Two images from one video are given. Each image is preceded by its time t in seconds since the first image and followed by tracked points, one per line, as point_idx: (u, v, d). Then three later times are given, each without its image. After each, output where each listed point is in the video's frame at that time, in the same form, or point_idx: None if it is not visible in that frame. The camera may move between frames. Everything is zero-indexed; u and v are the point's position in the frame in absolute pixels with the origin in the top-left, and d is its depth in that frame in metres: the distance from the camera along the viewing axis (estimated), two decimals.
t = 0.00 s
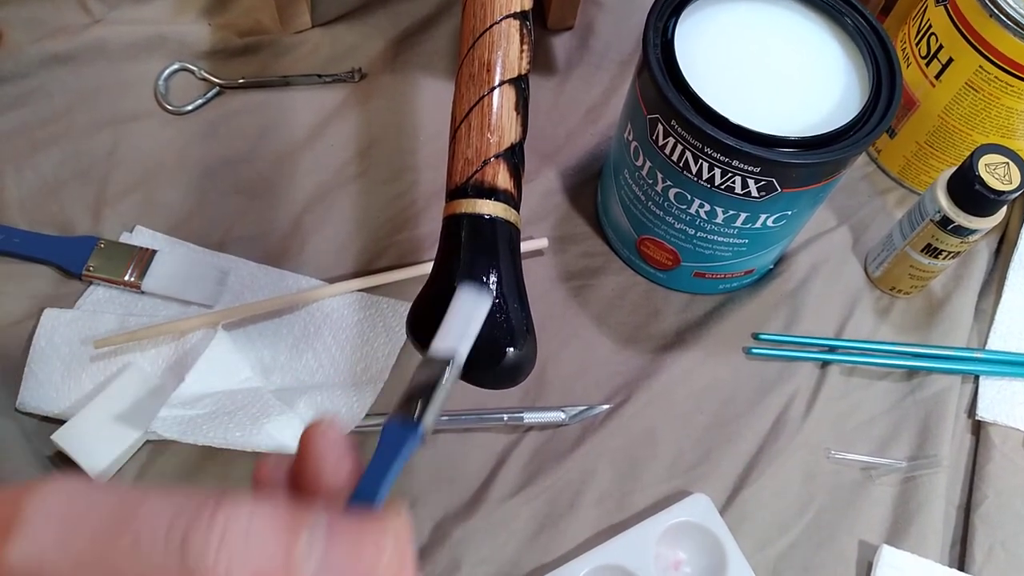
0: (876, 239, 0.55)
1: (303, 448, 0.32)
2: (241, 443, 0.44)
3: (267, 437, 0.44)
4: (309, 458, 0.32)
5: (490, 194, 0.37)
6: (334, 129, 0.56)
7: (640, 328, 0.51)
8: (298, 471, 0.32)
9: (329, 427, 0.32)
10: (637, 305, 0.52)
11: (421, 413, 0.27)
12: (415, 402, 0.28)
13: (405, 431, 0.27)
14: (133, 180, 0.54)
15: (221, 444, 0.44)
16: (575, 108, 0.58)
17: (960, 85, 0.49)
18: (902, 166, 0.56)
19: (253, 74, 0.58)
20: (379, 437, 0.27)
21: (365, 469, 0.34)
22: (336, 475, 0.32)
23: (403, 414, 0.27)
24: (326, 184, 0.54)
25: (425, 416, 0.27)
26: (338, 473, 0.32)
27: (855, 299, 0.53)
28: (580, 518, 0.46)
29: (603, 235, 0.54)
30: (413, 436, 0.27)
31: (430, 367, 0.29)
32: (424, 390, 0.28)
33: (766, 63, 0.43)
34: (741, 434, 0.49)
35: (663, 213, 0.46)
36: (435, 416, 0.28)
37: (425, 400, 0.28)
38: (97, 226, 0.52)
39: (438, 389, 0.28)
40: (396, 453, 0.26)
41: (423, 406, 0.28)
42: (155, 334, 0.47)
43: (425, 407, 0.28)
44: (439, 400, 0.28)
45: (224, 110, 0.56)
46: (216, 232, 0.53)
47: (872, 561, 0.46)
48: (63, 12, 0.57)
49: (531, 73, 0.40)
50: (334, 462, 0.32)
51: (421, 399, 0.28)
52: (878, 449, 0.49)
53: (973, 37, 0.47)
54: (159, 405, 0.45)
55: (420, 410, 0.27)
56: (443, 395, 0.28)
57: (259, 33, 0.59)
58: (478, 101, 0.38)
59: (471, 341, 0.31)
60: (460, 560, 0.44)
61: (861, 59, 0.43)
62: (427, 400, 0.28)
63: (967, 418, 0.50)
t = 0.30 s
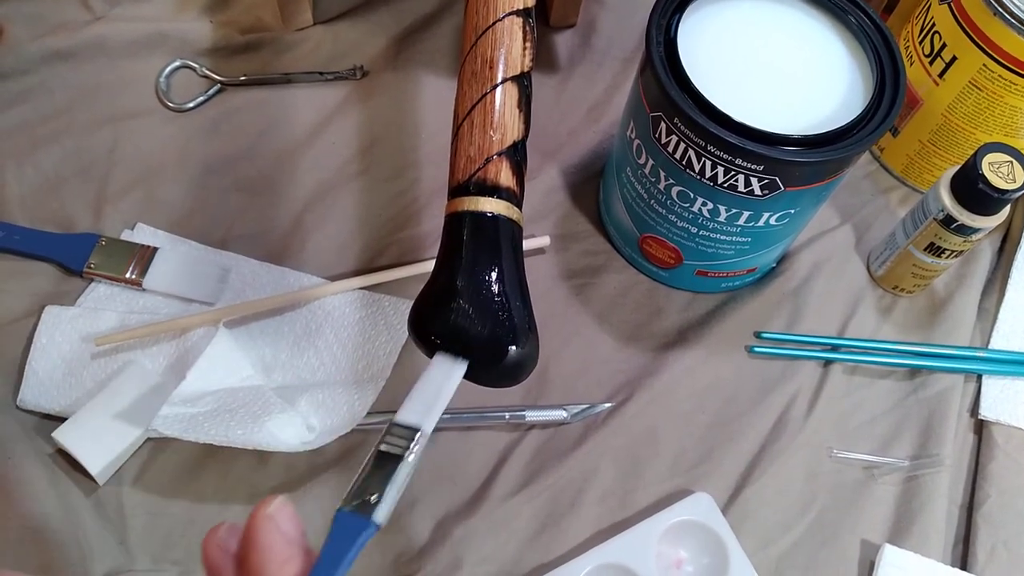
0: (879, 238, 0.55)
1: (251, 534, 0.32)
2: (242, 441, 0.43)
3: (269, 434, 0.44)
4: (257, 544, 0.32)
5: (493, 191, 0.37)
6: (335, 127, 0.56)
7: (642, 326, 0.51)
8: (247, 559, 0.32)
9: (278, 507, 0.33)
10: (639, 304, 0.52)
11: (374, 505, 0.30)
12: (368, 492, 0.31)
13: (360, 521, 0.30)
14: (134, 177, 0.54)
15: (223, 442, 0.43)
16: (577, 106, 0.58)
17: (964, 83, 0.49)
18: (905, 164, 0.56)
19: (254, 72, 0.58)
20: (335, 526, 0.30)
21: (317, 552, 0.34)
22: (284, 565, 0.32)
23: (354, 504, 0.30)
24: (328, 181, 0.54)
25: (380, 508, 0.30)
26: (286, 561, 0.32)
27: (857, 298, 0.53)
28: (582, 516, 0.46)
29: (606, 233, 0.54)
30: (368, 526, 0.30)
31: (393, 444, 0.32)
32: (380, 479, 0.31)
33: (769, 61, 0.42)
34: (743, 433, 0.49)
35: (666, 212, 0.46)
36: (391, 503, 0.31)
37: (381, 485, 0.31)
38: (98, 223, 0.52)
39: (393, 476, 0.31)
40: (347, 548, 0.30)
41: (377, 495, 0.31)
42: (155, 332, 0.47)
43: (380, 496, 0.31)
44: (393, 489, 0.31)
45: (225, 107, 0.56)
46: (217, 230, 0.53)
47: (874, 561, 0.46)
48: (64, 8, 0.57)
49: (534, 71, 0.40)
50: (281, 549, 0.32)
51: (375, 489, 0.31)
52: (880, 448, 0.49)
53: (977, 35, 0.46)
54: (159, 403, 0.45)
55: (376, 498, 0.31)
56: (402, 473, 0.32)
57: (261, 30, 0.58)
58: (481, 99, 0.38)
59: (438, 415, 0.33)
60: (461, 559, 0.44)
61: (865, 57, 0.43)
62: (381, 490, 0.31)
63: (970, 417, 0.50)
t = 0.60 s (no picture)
0: (879, 237, 0.55)
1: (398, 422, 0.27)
2: (242, 440, 0.44)
3: (269, 434, 0.44)
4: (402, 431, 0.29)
5: (494, 192, 0.37)
6: (336, 126, 0.56)
7: (642, 326, 0.51)
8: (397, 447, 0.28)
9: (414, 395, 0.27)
10: (640, 303, 0.52)
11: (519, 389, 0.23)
12: (504, 369, 0.23)
13: (507, 408, 0.23)
14: (134, 177, 0.54)
15: (224, 441, 0.44)
16: (578, 105, 0.58)
17: (965, 83, 0.49)
18: (905, 164, 0.56)
19: (255, 71, 0.57)
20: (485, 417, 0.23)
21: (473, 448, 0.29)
22: (448, 444, 0.27)
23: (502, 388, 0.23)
24: (329, 181, 0.54)
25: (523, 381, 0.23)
26: (450, 455, 0.27)
27: (858, 297, 0.53)
28: (583, 516, 0.46)
29: (607, 233, 0.54)
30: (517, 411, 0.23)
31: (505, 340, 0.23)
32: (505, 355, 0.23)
33: (770, 60, 0.42)
34: (744, 432, 0.49)
35: (666, 211, 0.46)
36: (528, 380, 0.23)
37: (508, 363, 0.23)
38: (98, 222, 0.52)
39: (515, 357, 0.23)
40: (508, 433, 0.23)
41: (515, 376, 0.23)
42: (156, 332, 0.47)
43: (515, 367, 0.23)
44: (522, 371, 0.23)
45: (226, 107, 0.56)
46: (218, 229, 0.53)
47: (875, 560, 0.46)
48: (64, 8, 0.57)
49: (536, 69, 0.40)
50: (437, 433, 0.27)
51: (507, 364, 0.23)
52: (881, 448, 0.49)
53: (978, 34, 0.46)
54: (160, 402, 0.45)
55: (512, 376, 0.23)
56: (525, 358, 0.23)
57: (261, 30, 0.58)
58: (481, 99, 0.38)
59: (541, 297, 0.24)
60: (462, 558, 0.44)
61: (866, 56, 0.43)
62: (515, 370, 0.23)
63: (970, 416, 0.50)
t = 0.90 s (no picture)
0: (878, 238, 0.55)
1: (405, 360, 0.31)
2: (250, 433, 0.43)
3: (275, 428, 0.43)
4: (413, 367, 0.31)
5: (494, 197, 0.36)
6: (335, 128, 0.56)
7: (641, 327, 0.51)
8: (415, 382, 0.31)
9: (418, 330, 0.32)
10: (638, 304, 0.52)
11: (512, 304, 0.31)
12: (502, 296, 0.32)
13: (510, 318, 0.31)
14: (133, 178, 0.54)
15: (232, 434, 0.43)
16: (576, 107, 0.58)
17: (962, 84, 0.49)
18: (903, 165, 0.56)
19: (254, 72, 0.58)
20: (489, 328, 0.31)
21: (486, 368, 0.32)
22: (458, 356, 0.31)
23: (497, 307, 0.31)
24: (328, 182, 0.54)
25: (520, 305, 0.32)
26: (459, 357, 0.31)
27: (856, 298, 0.53)
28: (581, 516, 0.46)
29: (605, 234, 0.54)
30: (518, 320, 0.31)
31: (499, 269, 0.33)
32: (501, 286, 0.32)
33: (768, 61, 0.42)
34: (743, 433, 0.49)
35: (665, 212, 0.46)
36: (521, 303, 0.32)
37: (506, 290, 0.32)
38: (98, 224, 0.52)
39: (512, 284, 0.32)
40: (512, 336, 0.31)
41: (511, 298, 0.32)
42: (155, 334, 0.47)
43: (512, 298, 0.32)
44: (517, 294, 0.32)
45: (225, 109, 0.56)
46: (217, 230, 0.53)
47: (873, 561, 0.46)
48: (64, 10, 0.57)
49: (534, 66, 0.39)
50: (445, 356, 0.31)
51: (505, 292, 0.32)
52: (879, 449, 0.49)
53: (976, 36, 0.47)
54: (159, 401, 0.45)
55: (508, 301, 0.32)
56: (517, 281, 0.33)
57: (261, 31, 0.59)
58: (476, 107, 0.38)
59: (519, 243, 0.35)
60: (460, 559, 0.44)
61: (863, 57, 0.43)
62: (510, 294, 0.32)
63: (969, 417, 0.50)
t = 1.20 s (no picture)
0: (877, 239, 0.55)
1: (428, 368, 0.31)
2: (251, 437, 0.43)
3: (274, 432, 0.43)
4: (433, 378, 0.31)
5: (500, 201, 0.36)
6: (334, 128, 0.56)
7: (640, 328, 0.51)
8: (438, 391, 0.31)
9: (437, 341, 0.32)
10: (637, 305, 0.52)
11: (533, 312, 0.33)
12: (523, 305, 0.34)
13: (531, 325, 0.33)
14: (133, 179, 0.54)
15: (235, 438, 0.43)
16: (575, 108, 0.58)
17: (960, 85, 0.49)
18: (902, 166, 0.56)
19: (254, 73, 0.58)
20: (512, 335, 0.33)
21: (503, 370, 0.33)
22: (480, 363, 0.31)
23: (519, 315, 0.33)
24: (327, 183, 0.54)
25: (541, 312, 0.34)
26: (480, 364, 0.31)
27: (855, 299, 0.53)
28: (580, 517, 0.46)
29: (604, 235, 0.54)
30: (539, 326, 0.33)
31: (518, 281, 0.34)
32: (523, 296, 0.34)
33: (768, 63, 0.43)
34: (741, 433, 0.49)
35: (664, 213, 0.46)
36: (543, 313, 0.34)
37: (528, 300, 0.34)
38: (98, 224, 0.52)
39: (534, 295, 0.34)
40: (533, 340, 0.33)
41: (532, 307, 0.34)
42: (154, 335, 0.47)
43: (533, 307, 0.34)
44: (539, 304, 0.34)
45: (224, 110, 0.56)
46: (217, 231, 0.53)
47: (872, 561, 0.46)
48: (64, 10, 0.57)
49: (535, 62, 0.39)
50: (469, 363, 0.31)
51: (526, 302, 0.34)
52: (877, 449, 0.49)
53: (974, 37, 0.47)
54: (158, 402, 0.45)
55: (527, 310, 0.34)
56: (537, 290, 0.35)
57: (260, 33, 0.59)
58: (477, 112, 0.38)
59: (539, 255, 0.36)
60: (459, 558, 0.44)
61: (862, 59, 0.43)
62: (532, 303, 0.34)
63: (967, 418, 0.50)
